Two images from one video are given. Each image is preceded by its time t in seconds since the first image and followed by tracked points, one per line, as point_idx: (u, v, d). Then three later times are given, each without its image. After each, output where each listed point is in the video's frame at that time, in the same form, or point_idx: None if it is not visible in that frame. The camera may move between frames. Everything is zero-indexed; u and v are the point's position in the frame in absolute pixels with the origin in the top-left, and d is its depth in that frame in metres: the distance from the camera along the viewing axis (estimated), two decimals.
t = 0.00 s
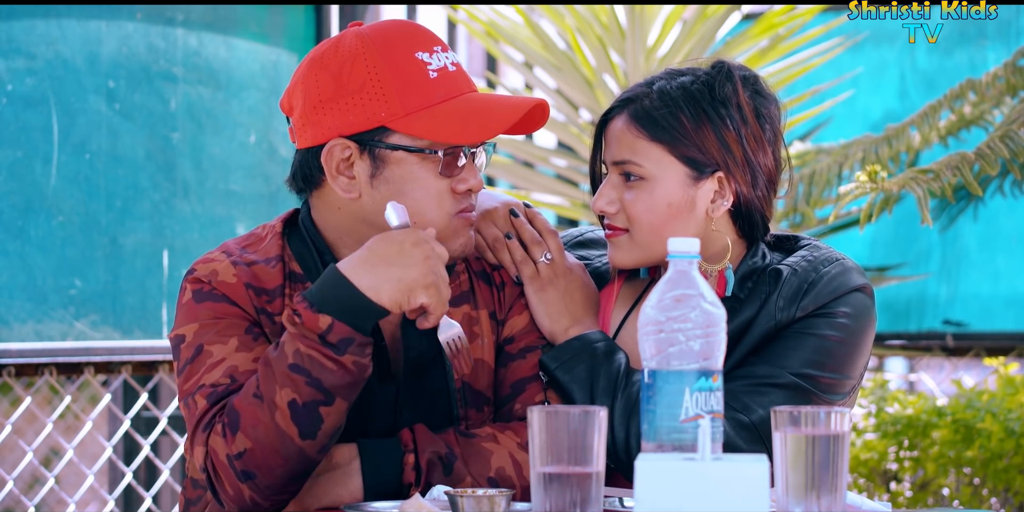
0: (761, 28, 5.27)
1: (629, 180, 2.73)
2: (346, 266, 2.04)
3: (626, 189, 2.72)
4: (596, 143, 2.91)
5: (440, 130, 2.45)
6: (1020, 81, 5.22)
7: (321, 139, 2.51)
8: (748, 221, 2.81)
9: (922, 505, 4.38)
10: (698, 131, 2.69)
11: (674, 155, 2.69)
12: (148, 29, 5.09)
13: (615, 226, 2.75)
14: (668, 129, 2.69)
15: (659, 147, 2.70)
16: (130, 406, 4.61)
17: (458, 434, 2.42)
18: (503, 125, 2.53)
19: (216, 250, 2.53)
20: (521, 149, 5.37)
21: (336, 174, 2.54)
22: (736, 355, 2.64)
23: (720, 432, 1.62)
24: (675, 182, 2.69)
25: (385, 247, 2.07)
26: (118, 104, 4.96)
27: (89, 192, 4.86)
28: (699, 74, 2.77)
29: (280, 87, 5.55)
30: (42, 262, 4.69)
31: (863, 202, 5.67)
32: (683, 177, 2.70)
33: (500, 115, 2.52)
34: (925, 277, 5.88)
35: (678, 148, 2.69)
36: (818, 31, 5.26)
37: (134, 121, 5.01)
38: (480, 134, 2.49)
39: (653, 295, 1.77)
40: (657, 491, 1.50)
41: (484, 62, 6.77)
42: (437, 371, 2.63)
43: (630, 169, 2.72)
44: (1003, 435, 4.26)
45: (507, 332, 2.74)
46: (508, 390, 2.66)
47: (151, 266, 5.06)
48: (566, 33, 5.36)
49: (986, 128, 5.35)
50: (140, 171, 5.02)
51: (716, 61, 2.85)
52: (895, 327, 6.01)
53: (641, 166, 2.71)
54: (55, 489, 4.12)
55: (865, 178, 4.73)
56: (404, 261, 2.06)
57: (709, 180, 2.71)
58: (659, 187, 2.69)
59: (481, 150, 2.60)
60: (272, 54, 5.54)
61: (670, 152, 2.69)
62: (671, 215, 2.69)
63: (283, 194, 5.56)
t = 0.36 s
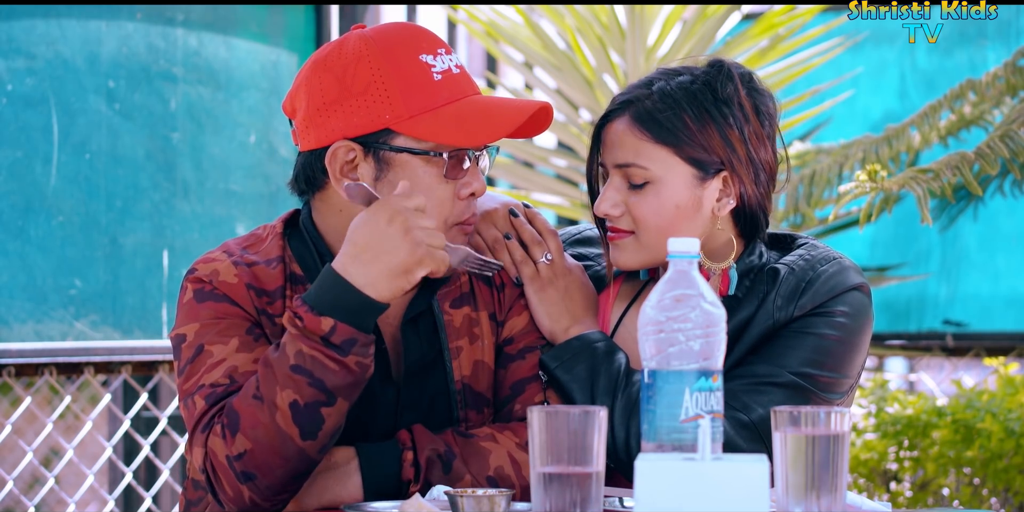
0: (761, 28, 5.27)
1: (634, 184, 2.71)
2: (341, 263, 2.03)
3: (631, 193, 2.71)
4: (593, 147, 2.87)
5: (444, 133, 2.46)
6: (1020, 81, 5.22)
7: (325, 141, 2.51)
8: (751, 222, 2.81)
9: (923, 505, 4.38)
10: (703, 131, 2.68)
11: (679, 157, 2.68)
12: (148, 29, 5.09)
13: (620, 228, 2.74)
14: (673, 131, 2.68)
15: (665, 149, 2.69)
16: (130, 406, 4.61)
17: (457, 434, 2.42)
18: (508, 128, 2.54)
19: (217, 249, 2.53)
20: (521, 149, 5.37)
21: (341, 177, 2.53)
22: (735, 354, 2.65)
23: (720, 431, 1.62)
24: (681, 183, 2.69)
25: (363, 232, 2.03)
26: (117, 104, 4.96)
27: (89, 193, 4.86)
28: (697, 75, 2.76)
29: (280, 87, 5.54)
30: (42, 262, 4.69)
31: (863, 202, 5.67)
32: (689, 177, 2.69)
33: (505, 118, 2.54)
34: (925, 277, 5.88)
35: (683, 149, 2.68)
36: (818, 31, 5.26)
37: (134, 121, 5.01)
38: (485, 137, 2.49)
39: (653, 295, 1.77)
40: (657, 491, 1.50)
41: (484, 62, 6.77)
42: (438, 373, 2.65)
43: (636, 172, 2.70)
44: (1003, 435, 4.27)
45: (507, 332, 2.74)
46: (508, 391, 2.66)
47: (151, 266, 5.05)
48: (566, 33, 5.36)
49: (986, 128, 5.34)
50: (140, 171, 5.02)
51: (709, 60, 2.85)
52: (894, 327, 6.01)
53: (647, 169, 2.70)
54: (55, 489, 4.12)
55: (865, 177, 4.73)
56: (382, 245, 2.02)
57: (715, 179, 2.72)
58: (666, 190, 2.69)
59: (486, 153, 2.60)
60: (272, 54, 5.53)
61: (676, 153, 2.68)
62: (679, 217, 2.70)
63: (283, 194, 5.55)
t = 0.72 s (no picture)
0: (761, 28, 5.27)
1: (653, 189, 2.67)
2: (342, 267, 2.02)
3: (651, 198, 2.66)
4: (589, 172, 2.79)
5: (463, 135, 2.46)
6: (1020, 81, 5.22)
7: (339, 140, 2.51)
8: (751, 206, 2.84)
9: (922, 505, 4.38)
10: (705, 120, 2.70)
11: (692, 149, 2.68)
12: (148, 29, 5.09)
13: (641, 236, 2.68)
14: (679, 127, 2.67)
15: (678, 145, 2.68)
16: (130, 406, 4.61)
17: (456, 434, 2.42)
18: (527, 130, 2.55)
19: (225, 248, 2.54)
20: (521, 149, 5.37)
21: (354, 176, 2.53)
22: (735, 355, 2.65)
23: (720, 431, 1.62)
24: (699, 175, 2.69)
25: (356, 240, 2.00)
26: (118, 104, 4.96)
27: (89, 193, 4.86)
28: (672, 73, 2.80)
29: (280, 87, 5.53)
30: (42, 262, 4.70)
31: (864, 202, 5.67)
32: (706, 166, 2.70)
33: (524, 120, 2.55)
34: (925, 277, 5.88)
35: (695, 141, 2.68)
36: (818, 31, 5.26)
37: (134, 121, 5.01)
38: (504, 139, 2.49)
39: (653, 295, 1.77)
40: (656, 491, 1.50)
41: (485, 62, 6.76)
42: (443, 373, 2.65)
43: (650, 178, 2.66)
44: (1003, 436, 4.27)
45: (510, 333, 2.74)
46: (508, 391, 2.67)
47: (152, 266, 5.05)
48: (566, 33, 5.35)
49: (986, 128, 5.34)
50: (140, 171, 5.02)
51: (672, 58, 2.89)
52: (894, 327, 6.01)
53: (667, 170, 2.67)
54: (56, 489, 4.11)
55: (865, 177, 4.73)
56: (376, 255, 1.99)
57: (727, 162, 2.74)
58: (689, 187, 2.67)
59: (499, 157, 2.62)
60: (273, 54, 5.53)
61: (689, 146, 2.68)
62: (705, 207, 2.70)
63: (283, 194, 5.55)
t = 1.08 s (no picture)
0: (761, 28, 5.26)
1: (636, 173, 2.70)
2: (346, 266, 2.03)
3: (633, 183, 2.70)
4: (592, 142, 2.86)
5: (462, 136, 2.46)
6: (1021, 81, 5.22)
7: (341, 141, 2.51)
8: (748, 212, 2.80)
9: (923, 505, 4.38)
10: (704, 122, 2.70)
11: (683, 147, 2.69)
12: (148, 29, 5.09)
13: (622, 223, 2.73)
14: (676, 122, 2.68)
15: (671, 139, 2.69)
16: (130, 406, 4.61)
17: (457, 433, 2.42)
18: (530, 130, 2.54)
19: (227, 247, 2.54)
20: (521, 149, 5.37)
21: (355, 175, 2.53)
22: (733, 352, 2.65)
23: (720, 431, 1.62)
24: (687, 173, 2.69)
25: (361, 238, 2.02)
26: (118, 104, 4.96)
27: (89, 193, 4.86)
28: (699, 69, 2.78)
29: (280, 87, 5.53)
30: (42, 262, 4.69)
31: (864, 202, 5.66)
32: (694, 167, 2.70)
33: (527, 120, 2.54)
34: (925, 277, 5.88)
35: (687, 139, 2.68)
36: (818, 31, 5.26)
37: (134, 121, 5.01)
38: (503, 141, 2.49)
39: (653, 295, 1.77)
40: (656, 491, 1.50)
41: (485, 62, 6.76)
42: (445, 374, 2.65)
43: (639, 162, 2.70)
44: (1003, 436, 4.27)
45: (510, 333, 2.74)
46: (508, 391, 2.67)
47: (151, 266, 5.05)
48: (566, 33, 5.36)
49: (986, 128, 5.34)
50: (140, 171, 5.02)
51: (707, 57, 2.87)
52: (894, 328, 6.01)
53: (653, 158, 2.69)
54: (56, 489, 4.11)
55: (865, 178, 4.73)
56: (380, 252, 2.01)
57: (716, 171, 2.72)
58: (671, 182, 2.68)
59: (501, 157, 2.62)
60: (273, 54, 5.52)
61: (680, 142, 2.68)
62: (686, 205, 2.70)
63: (283, 194, 5.55)
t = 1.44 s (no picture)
0: (761, 28, 5.26)
1: (658, 210, 2.63)
2: (343, 265, 2.03)
3: (651, 217, 2.63)
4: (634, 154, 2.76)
5: (449, 134, 2.45)
6: (1020, 81, 5.22)
7: (330, 142, 2.52)
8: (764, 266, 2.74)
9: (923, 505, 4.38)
10: (739, 198, 2.61)
11: (709, 214, 2.61)
12: (148, 30, 5.09)
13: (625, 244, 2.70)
14: (712, 190, 2.58)
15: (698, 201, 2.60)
16: (130, 406, 4.61)
17: (457, 434, 2.42)
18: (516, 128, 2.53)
19: (226, 247, 2.54)
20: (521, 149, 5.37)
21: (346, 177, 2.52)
22: (737, 354, 2.66)
23: (720, 432, 1.62)
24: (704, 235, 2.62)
25: (357, 237, 2.02)
26: (118, 104, 4.96)
27: (89, 193, 4.86)
28: (763, 131, 2.64)
29: (280, 87, 5.53)
30: (42, 262, 4.69)
31: (864, 202, 5.66)
32: (711, 234, 2.63)
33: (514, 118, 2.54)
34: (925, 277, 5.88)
35: (715, 211, 2.60)
36: (818, 31, 5.26)
37: (134, 121, 5.01)
38: (490, 139, 2.48)
39: (653, 296, 1.77)
40: (656, 491, 1.50)
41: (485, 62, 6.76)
42: (445, 375, 2.65)
43: (661, 204, 2.62)
44: (1003, 436, 4.27)
45: (511, 333, 2.76)
46: (508, 392, 2.67)
47: (151, 266, 5.05)
48: (566, 33, 5.36)
49: (985, 128, 5.33)
50: (140, 171, 5.02)
51: (781, 114, 2.71)
52: (895, 328, 6.02)
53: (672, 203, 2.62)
54: (56, 490, 4.11)
55: (865, 178, 4.73)
56: (375, 251, 2.01)
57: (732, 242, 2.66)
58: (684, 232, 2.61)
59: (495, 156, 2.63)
60: (273, 54, 5.52)
61: (707, 211, 2.60)
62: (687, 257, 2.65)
63: (283, 194, 5.54)
